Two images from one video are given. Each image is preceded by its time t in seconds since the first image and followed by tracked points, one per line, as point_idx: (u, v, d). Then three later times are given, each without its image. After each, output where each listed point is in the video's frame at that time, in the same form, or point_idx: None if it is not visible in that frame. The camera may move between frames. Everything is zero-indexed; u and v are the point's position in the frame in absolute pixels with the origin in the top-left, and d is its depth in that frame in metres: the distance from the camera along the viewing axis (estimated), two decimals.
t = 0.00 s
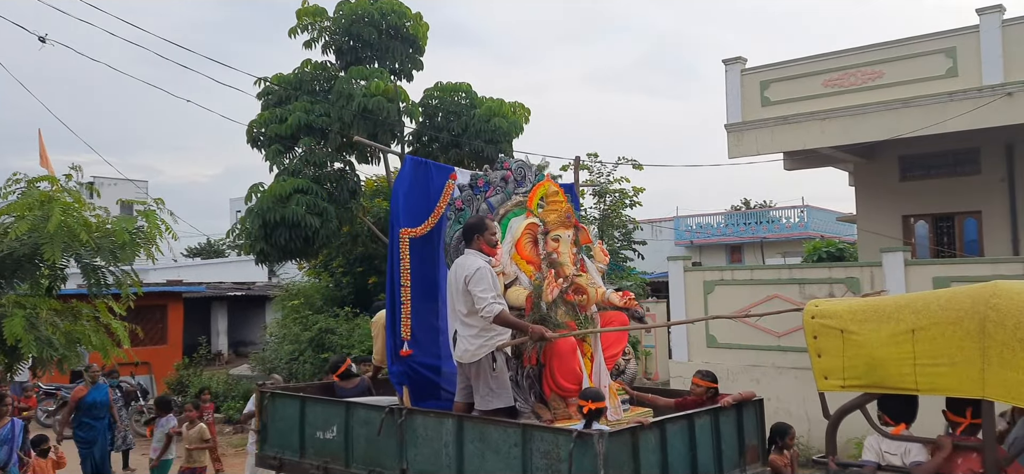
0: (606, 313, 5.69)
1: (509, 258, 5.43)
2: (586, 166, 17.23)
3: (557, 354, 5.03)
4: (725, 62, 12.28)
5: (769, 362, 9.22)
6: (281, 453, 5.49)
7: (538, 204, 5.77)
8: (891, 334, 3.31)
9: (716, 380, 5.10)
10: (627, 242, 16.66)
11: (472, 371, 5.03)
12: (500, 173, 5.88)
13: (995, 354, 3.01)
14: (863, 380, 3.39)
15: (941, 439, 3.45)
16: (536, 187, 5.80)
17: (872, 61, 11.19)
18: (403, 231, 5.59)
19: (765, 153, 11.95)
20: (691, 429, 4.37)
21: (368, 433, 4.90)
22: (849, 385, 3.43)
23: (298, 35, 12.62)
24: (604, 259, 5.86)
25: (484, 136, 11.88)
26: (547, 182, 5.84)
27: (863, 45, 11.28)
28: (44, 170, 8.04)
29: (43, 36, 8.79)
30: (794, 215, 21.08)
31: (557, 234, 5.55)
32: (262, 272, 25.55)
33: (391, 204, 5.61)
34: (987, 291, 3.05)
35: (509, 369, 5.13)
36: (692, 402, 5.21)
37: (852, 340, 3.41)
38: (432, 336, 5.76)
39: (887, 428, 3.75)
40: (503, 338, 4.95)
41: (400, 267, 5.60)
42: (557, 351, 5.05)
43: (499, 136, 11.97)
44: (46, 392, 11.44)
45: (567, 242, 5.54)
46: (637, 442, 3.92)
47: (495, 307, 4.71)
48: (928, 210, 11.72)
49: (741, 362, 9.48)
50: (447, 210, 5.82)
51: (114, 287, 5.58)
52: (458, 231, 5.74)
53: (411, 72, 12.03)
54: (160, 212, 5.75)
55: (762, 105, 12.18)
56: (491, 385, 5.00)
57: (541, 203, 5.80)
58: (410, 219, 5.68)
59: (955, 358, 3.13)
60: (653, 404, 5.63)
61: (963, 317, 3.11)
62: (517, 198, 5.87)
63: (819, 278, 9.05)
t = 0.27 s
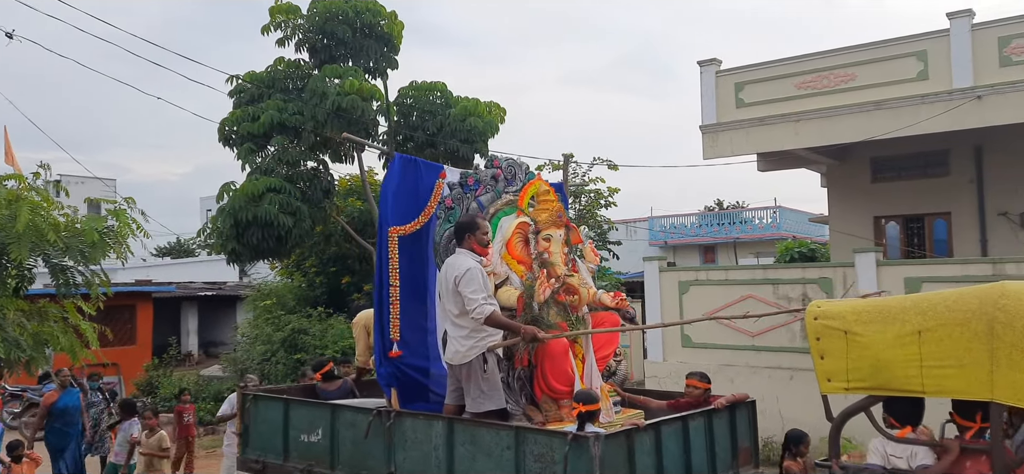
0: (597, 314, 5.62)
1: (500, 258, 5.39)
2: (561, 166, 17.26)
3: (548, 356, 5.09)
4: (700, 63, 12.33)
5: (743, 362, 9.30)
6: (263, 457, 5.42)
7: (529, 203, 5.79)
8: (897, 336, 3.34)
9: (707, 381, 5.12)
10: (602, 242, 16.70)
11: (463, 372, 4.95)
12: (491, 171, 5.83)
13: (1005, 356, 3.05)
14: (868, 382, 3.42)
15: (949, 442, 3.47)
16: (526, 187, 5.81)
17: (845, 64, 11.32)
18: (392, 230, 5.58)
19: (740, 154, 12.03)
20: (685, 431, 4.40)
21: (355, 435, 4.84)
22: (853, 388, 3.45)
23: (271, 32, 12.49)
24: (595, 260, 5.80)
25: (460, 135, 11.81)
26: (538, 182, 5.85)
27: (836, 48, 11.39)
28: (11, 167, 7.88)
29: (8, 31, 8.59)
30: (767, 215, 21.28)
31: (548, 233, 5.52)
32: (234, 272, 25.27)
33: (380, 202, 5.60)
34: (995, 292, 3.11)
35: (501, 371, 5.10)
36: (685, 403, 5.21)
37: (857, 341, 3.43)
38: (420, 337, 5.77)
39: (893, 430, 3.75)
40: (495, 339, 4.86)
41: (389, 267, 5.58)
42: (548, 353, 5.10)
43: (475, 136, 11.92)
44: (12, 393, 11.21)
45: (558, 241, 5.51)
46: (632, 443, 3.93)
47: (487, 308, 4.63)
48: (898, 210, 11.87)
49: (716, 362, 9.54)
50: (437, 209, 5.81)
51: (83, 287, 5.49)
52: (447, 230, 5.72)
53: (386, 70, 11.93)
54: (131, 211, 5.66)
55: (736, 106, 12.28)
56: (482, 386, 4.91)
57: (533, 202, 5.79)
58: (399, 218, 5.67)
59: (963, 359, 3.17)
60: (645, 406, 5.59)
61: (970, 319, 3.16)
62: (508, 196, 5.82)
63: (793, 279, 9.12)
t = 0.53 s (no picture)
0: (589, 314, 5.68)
1: (493, 257, 5.33)
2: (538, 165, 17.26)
3: (544, 357, 5.04)
4: (677, 63, 12.38)
5: (719, 361, 9.35)
6: (247, 461, 5.29)
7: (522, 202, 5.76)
8: (907, 335, 3.16)
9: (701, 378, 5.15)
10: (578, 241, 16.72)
11: (457, 374, 4.74)
12: (482, 168, 5.77)
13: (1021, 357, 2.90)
14: (877, 384, 3.25)
15: (960, 444, 3.23)
16: (519, 184, 5.79)
17: (820, 66, 11.42)
18: (383, 227, 5.29)
19: (716, 154, 12.09)
20: (683, 433, 4.35)
21: (343, 440, 4.72)
22: (862, 390, 3.29)
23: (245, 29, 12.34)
24: (586, 258, 5.94)
25: (437, 133, 11.76)
26: (530, 178, 5.89)
27: (811, 49, 11.48)
28: None
29: None
30: (741, 215, 21.45)
31: (541, 231, 5.61)
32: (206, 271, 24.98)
33: (370, 198, 5.29)
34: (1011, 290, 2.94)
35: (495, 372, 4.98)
36: (681, 403, 5.22)
37: (865, 342, 3.25)
38: (413, 338, 5.43)
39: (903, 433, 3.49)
40: (489, 340, 4.67)
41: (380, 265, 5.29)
42: (543, 354, 5.06)
43: (452, 134, 11.85)
44: None
45: (551, 241, 5.60)
46: (631, 446, 3.85)
47: (482, 308, 4.49)
48: (871, 211, 11.99)
49: (693, 361, 9.57)
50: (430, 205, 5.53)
51: (53, 286, 5.41)
52: (439, 228, 5.52)
53: (362, 68, 11.85)
54: (101, 209, 5.60)
55: (713, 107, 12.34)
56: (477, 388, 4.72)
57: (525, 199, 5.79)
58: (390, 215, 5.35)
59: (977, 361, 3.01)
60: (639, 407, 5.57)
61: (984, 318, 2.98)
62: (498, 194, 5.76)
63: (768, 278, 9.18)
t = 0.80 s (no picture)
0: (597, 313, 5.60)
1: (498, 255, 5.30)
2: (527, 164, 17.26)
3: (549, 357, 4.99)
4: (667, 64, 12.40)
5: (708, 361, 9.38)
6: (246, 463, 5.23)
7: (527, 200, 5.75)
8: (931, 336, 3.04)
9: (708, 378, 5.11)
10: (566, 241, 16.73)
11: (462, 375, 4.68)
12: (487, 166, 5.79)
13: None
14: (899, 386, 3.12)
15: (984, 447, 3.29)
16: (525, 183, 5.79)
17: (809, 67, 11.46)
18: (387, 225, 5.38)
19: (705, 155, 12.12)
20: (691, 434, 4.27)
21: (344, 441, 4.66)
22: (882, 392, 3.15)
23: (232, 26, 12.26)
24: (592, 258, 5.85)
25: (426, 132, 11.70)
26: (535, 177, 5.89)
27: (800, 51, 11.52)
28: None
29: None
30: (729, 216, 21.52)
31: (547, 230, 5.50)
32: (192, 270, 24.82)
33: (375, 197, 5.38)
34: None
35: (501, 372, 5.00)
36: (688, 406, 5.19)
37: (888, 342, 3.12)
38: (416, 338, 5.53)
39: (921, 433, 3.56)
40: (496, 340, 4.62)
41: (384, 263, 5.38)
42: (550, 354, 5.01)
43: (441, 133, 11.75)
44: None
45: (557, 239, 5.48)
46: (641, 448, 3.79)
47: (489, 307, 4.41)
48: (859, 211, 12.05)
49: (681, 361, 9.59)
50: (434, 204, 5.64)
51: (39, 285, 5.38)
52: (443, 226, 5.61)
53: (351, 66, 11.81)
54: (89, 208, 5.58)
55: (702, 108, 12.36)
56: (483, 389, 4.66)
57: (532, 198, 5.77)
58: (394, 213, 5.45)
59: (1004, 363, 2.91)
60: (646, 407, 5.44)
61: (1012, 319, 2.89)
62: (504, 192, 5.78)
63: (757, 279, 9.21)
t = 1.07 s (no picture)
0: (601, 312, 5.52)
1: (502, 254, 5.26)
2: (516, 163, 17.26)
3: (554, 356, 4.93)
4: (657, 63, 12.41)
5: (696, 360, 9.40)
6: (244, 463, 5.11)
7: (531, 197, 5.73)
8: (953, 336, 2.74)
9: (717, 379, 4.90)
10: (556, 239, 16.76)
11: (468, 374, 4.57)
12: (492, 163, 5.72)
13: None
14: (918, 389, 2.81)
15: (1009, 451, 3.02)
16: (530, 179, 5.77)
17: (799, 67, 11.49)
18: (390, 222, 5.33)
19: (695, 155, 12.14)
20: (699, 434, 4.16)
21: (346, 440, 4.58)
22: (901, 395, 2.85)
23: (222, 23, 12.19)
24: (594, 256, 5.88)
25: (416, 130, 11.67)
26: (541, 173, 5.85)
27: (789, 51, 11.55)
28: None
29: None
30: (718, 215, 21.59)
31: (552, 228, 5.53)
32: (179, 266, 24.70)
33: (377, 194, 5.35)
34: None
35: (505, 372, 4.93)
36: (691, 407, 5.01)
37: (907, 344, 2.81)
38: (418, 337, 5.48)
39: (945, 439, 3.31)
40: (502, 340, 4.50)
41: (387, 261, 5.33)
42: (554, 353, 4.95)
43: (431, 131, 11.72)
44: None
45: (561, 238, 5.51)
46: (650, 449, 3.73)
47: (495, 307, 4.29)
48: (847, 212, 12.10)
49: (670, 360, 9.61)
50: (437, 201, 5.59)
51: (26, 281, 5.34)
52: (447, 223, 5.52)
53: (341, 63, 11.75)
54: (76, 204, 5.53)
55: (692, 107, 12.38)
56: (488, 389, 4.53)
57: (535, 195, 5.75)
58: (396, 211, 5.41)
59: None
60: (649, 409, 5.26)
61: None
62: (508, 189, 5.70)
63: (746, 278, 9.22)
